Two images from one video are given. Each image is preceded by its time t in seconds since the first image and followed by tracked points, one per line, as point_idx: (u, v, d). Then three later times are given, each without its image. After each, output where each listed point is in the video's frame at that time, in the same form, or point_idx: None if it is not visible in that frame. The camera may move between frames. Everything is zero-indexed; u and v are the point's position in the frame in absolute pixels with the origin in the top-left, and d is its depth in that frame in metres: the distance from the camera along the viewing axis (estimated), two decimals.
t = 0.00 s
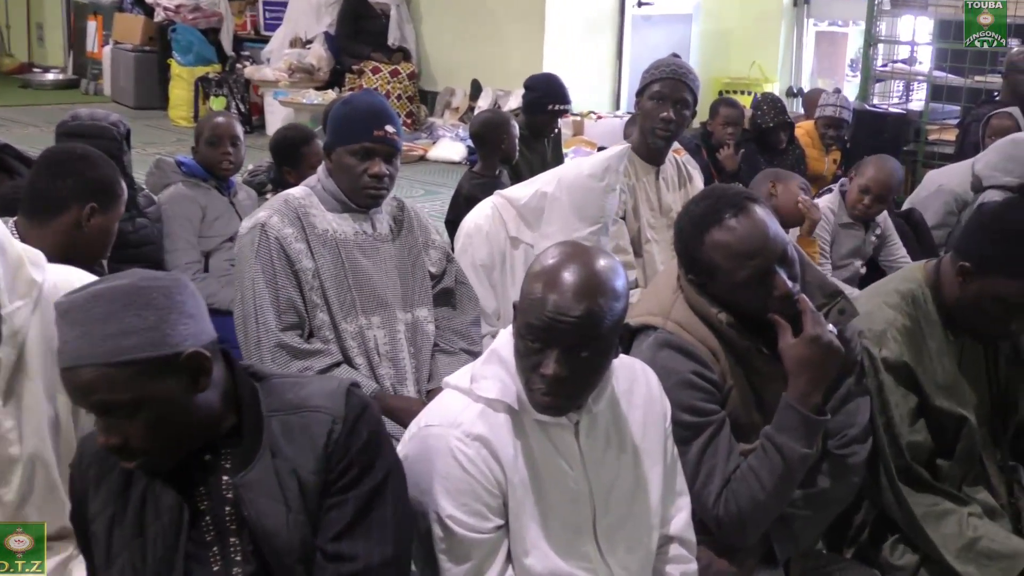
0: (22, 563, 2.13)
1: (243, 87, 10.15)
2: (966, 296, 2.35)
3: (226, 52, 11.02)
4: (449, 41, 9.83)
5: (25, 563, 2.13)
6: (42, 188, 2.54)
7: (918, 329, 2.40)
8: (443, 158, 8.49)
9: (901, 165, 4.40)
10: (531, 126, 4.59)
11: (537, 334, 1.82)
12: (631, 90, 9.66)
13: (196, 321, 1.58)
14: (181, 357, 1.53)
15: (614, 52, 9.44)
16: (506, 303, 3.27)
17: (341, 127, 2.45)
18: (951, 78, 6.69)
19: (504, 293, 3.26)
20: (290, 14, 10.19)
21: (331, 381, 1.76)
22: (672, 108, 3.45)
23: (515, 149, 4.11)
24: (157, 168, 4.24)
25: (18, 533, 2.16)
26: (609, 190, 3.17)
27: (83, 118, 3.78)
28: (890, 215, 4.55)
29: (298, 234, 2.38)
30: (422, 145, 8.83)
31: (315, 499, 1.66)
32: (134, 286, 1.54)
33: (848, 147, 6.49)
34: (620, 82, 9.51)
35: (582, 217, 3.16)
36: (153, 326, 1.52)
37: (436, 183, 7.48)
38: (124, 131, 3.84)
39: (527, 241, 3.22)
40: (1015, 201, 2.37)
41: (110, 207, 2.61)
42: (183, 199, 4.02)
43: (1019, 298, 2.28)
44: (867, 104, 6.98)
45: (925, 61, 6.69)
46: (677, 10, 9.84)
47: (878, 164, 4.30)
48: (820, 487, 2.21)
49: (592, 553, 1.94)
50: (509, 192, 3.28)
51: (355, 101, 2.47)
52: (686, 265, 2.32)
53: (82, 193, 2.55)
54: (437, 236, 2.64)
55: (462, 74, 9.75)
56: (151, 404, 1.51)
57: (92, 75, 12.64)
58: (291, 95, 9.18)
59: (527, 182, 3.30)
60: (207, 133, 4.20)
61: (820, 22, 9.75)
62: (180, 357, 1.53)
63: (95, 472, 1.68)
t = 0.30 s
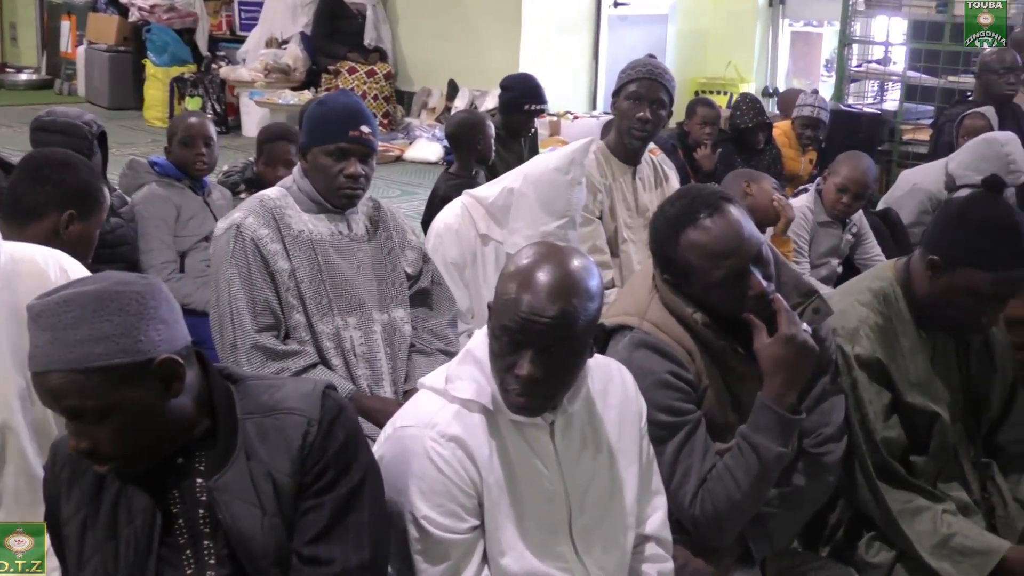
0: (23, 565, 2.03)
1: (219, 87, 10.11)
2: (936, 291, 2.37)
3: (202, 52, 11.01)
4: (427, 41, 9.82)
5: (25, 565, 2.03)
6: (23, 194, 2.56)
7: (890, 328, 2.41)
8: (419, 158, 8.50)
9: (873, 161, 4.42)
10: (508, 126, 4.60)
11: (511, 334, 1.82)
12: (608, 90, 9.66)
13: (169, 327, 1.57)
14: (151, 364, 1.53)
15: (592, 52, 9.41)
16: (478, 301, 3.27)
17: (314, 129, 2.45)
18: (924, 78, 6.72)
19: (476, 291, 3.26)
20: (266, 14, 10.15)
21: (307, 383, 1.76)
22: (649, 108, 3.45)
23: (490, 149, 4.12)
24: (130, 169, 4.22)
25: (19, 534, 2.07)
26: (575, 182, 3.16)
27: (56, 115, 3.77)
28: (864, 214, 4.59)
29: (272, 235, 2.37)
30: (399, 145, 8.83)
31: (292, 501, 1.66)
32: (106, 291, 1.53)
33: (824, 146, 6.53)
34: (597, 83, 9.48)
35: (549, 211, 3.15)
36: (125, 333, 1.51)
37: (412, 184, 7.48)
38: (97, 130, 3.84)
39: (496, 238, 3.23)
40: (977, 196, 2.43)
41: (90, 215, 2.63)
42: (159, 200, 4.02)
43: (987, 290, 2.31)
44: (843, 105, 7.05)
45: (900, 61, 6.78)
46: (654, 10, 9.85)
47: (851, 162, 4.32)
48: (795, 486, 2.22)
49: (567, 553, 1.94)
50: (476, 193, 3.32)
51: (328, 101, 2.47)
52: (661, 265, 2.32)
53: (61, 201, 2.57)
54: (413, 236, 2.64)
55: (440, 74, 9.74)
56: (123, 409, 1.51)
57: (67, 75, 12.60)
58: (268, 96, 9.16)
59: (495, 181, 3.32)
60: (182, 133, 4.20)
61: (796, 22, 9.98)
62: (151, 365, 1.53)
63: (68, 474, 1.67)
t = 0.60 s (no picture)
0: (22, 566, 1.69)
1: (192, 89, 10.09)
2: (898, 287, 2.41)
3: (175, 54, 10.97)
4: (399, 44, 9.81)
5: (25, 565, 1.70)
6: None
7: (857, 326, 2.44)
8: (393, 159, 8.51)
9: (834, 155, 4.45)
10: (480, 127, 4.62)
11: (482, 332, 1.84)
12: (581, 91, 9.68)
13: (161, 327, 1.58)
14: (141, 363, 1.54)
15: (563, 54, 9.43)
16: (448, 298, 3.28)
17: (288, 130, 2.46)
18: (892, 80, 6.79)
19: (445, 288, 3.27)
20: (238, 15, 10.10)
21: (293, 383, 1.79)
22: (620, 109, 3.48)
23: (462, 150, 4.13)
24: (102, 169, 4.19)
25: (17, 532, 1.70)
26: (540, 174, 3.14)
27: (28, 114, 3.75)
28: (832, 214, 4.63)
29: (247, 236, 2.39)
30: (372, 146, 8.85)
31: (277, 499, 1.68)
32: (99, 288, 1.54)
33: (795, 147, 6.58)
34: (568, 86, 9.50)
35: (514, 204, 3.14)
36: (115, 331, 1.52)
37: (385, 185, 7.48)
38: (70, 132, 3.81)
39: (464, 235, 3.24)
40: (939, 192, 2.48)
41: (64, 218, 2.64)
42: (131, 200, 4.03)
43: (950, 283, 2.35)
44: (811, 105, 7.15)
45: (867, 63, 6.86)
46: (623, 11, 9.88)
47: (813, 153, 4.37)
48: (766, 483, 2.25)
49: (541, 551, 1.96)
50: (445, 191, 3.34)
51: (302, 103, 2.49)
52: (633, 264, 2.34)
53: (35, 204, 2.58)
54: (387, 238, 2.67)
55: (414, 75, 9.74)
56: (110, 406, 1.52)
57: (38, 76, 12.54)
58: (241, 97, 9.22)
59: (463, 179, 3.34)
60: (153, 135, 4.20)
61: (764, 24, 10.04)
62: (141, 363, 1.54)
63: (52, 472, 1.68)
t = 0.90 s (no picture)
0: (22, 564, 1.82)
1: (184, 98, 10.19)
2: (861, 283, 2.53)
3: (167, 65, 11.09)
4: (380, 54, 9.94)
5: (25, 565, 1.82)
6: None
7: (821, 324, 2.57)
8: (378, 166, 8.64)
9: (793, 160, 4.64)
10: (461, 134, 4.74)
11: (462, 330, 1.94)
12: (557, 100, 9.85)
13: (159, 325, 1.68)
14: (138, 360, 1.64)
15: (539, 65, 9.59)
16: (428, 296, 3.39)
17: (275, 137, 2.57)
18: (851, 89, 7.24)
19: (425, 286, 3.38)
20: (227, 26, 10.29)
21: (285, 381, 1.91)
22: (596, 118, 3.58)
23: (444, 157, 4.25)
24: (97, 174, 4.29)
25: (18, 532, 1.84)
26: (515, 174, 3.26)
27: (27, 122, 3.84)
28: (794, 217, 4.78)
29: (237, 239, 2.49)
30: (357, 152, 8.97)
31: (268, 491, 1.79)
32: (101, 287, 1.64)
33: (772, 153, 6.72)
34: (545, 94, 9.66)
35: (491, 203, 3.26)
36: (115, 328, 1.62)
37: (370, 190, 7.59)
38: (67, 139, 3.93)
39: (443, 235, 3.35)
40: (898, 194, 2.60)
41: (56, 220, 2.74)
42: (125, 204, 4.12)
43: (909, 278, 2.47)
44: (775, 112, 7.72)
45: (828, 73, 7.51)
46: (596, 23, 10.08)
47: (772, 157, 4.54)
48: (732, 473, 2.36)
49: (518, 540, 2.07)
50: (424, 194, 3.45)
51: (289, 111, 2.59)
52: (607, 265, 2.46)
53: (26, 206, 2.68)
54: (371, 241, 2.78)
55: (396, 85, 9.85)
56: (108, 400, 1.62)
57: (34, 86, 12.65)
58: (230, 107, 9.29)
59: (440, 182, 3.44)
60: (143, 143, 4.29)
61: (731, 35, 9.95)
62: (139, 360, 1.64)
63: (52, 465, 1.78)
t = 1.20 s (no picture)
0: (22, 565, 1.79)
1: (160, 101, 10.24)
2: (830, 281, 2.58)
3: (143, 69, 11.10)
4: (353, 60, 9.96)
5: (25, 566, 1.79)
6: None
7: (789, 323, 2.62)
8: (351, 168, 8.65)
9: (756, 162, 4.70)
10: (432, 137, 4.79)
11: (434, 330, 1.98)
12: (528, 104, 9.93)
13: (135, 325, 1.72)
14: (114, 359, 1.67)
15: (511, 70, 9.66)
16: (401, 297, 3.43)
17: (249, 140, 2.61)
18: (814, 93, 7.35)
19: (398, 287, 3.42)
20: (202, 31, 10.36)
21: (260, 380, 1.94)
22: (566, 121, 3.65)
23: (416, 159, 4.29)
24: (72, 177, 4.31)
25: (16, 531, 1.79)
26: (487, 178, 3.30)
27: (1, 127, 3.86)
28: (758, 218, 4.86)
29: (212, 241, 2.53)
30: (331, 155, 9.00)
31: (242, 490, 1.82)
32: (78, 287, 1.67)
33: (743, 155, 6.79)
34: (517, 97, 9.72)
35: (462, 207, 3.31)
36: (90, 326, 1.65)
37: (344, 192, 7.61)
38: (43, 143, 3.99)
39: (416, 237, 3.39)
40: (864, 195, 2.66)
41: (37, 218, 2.78)
42: (100, 205, 4.15)
43: (875, 278, 2.52)
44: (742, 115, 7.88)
45: (792, 78, 7.75)
46: (565, 28, 10.15)
47: (735, 158, 4.60)
48: (699, 468, 2.41)
49: (489, 535, 2.11)
50: (399, 197, 3.49)
51: (262, 114, 2.63)
52: (576, 265, 2.51)
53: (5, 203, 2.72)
54: (345, 242, 2.81)
55: (369, 89, 9.87)
56: (83, 399, 1.65)
57: (11, 89, 12.60)
58: (207, 109, 9.34)
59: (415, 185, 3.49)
60: (118, 145, 4.31)
61: (697, 41, 10.07)
62: (114, 359, 1.67)
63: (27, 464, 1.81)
